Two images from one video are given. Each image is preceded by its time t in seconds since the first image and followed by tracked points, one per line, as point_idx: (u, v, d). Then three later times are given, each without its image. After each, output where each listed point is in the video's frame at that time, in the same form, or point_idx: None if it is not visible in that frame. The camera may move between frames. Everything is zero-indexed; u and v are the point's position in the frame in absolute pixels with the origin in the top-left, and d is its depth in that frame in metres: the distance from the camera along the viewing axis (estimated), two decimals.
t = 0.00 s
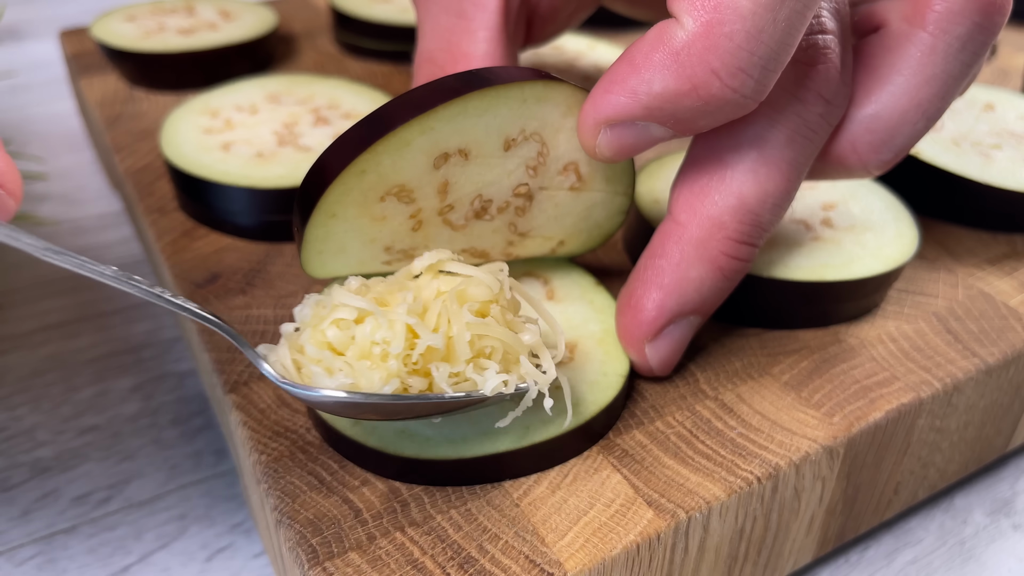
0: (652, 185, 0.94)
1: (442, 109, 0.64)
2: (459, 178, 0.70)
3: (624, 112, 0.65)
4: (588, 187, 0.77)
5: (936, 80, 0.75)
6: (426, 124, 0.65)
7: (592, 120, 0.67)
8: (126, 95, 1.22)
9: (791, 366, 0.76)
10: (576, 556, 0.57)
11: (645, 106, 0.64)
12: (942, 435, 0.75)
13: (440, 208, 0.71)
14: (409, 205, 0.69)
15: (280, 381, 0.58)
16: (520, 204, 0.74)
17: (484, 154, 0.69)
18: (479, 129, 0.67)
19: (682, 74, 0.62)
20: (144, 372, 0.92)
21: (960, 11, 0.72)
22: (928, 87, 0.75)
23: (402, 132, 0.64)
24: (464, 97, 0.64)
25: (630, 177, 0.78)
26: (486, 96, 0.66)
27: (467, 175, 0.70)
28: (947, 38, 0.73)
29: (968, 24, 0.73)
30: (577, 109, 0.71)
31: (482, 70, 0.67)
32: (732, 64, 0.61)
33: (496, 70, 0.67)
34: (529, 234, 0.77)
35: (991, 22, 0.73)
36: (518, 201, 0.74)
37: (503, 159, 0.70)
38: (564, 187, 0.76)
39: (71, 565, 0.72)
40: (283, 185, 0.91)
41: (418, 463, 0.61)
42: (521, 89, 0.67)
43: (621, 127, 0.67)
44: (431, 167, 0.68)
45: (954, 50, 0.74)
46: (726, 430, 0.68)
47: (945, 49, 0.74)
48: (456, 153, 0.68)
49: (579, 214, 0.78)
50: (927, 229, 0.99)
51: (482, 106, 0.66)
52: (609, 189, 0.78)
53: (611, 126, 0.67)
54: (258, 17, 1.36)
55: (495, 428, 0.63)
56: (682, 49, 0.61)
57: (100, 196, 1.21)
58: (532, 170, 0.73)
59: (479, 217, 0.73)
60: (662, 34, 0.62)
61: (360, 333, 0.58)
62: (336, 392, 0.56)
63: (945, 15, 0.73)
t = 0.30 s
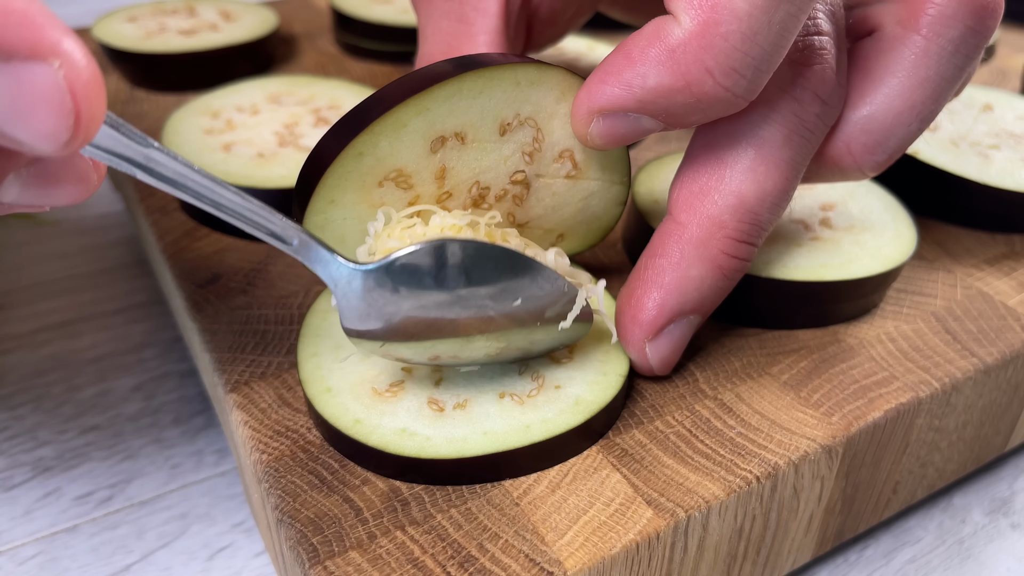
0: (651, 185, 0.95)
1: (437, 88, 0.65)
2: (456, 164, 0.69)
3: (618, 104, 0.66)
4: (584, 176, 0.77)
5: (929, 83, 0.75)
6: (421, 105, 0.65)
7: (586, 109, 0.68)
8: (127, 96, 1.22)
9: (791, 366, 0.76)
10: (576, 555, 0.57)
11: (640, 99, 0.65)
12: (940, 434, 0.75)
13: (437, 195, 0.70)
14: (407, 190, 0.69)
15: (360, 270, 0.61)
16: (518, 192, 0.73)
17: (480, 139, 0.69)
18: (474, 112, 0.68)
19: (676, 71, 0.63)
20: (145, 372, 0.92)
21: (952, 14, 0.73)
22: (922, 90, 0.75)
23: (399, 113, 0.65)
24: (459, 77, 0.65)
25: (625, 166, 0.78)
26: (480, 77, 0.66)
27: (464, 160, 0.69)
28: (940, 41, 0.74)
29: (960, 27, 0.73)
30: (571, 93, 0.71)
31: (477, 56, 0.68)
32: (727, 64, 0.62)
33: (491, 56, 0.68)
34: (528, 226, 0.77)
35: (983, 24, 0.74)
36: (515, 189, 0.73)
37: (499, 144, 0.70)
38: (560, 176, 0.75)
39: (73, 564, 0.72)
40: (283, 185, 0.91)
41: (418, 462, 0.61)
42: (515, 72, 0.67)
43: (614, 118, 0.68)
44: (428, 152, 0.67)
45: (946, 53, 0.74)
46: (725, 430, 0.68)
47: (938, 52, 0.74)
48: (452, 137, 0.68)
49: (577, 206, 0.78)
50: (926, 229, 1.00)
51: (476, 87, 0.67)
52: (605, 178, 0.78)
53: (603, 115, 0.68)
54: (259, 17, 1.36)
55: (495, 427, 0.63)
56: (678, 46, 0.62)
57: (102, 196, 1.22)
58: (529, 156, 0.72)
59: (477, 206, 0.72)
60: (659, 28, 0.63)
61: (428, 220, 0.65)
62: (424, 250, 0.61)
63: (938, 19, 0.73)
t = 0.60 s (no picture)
0: (651, 185, 0.95)
1: (436, 82, 0.65)
2: (455, 158, 0.69)
3: (614, 102, 0.66)
4: (582, 171, 0.77)
5: (927, 83, 0.75)
6: (420, 98, 0.65)
7: (583, 106, 0.68)
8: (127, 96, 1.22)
9: (791, 365, 0.76)
10: (576, 554, 0.57)
11: (635, 98, 0.65)
12: (940, 434, 0.75)
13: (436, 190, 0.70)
14: (406, 185, 0.68)
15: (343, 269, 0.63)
16: (517, 187, 0.74)
17: (479, 133, 0.69)
18: (472, 106, 0.68)
19: (672, 71, 0.63)
20: (145, 372, 0.93)
21: (949, 15, 0.73)
22: (920, 90, 0.75)
23: (397, 107, 0.64)
24: (457, 70, 0.65)
25: (623, 161, 0.78)
26: (478, 70, 0.66)
27: (462, 155, 0.70)
28: (937, 42, 0.74)
29: (957, 28, 0.73)
30: (568, 89, 0.71)
31: (475, 52, 0.68)
32: (722, 65, 0.62)
33: (489, 53, 0.68)
34: (527, 222, 0.77)
35: (980, 25, 0.74)
36: (514, 184, 0.74)
37: (498, 139, 0.71)
38: (559, 171, 0.75)
39: (73, 564, 0.72)
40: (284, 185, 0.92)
41: (418, 462, 0.61)
42: (512, 66, 0.68)
43: (610, 115, 0.68)
44: (427, 146, 0.67)
45: (944, 54, 0.74)
46: (725, 429, 0.68)
47: (936, 53, 0.74)
48: (451, 131, 0.68)
49: (576, 201, 0.79)
50: (926, 229, 1.00)
51: (474, 81, 0.67)
52: (603, 174, 0.78)
53: (599, 112, 0.68)
54: (260, 18, 1.36)
55: (495, 427, 0.63)
56: (674, 47, 0.62)
57: (102, 196, 1.22)
58: (527, 151, 0.72)
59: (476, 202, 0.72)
60: (655, 28, 0.63)
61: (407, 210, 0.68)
62: (410, 245, 0.63)
63: (936, 19, 0.73)
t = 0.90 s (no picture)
0: (651, 185, 0.95)
1: (433, 82, 0.65)
2: (454, 158, 0.69)
3: (611, 103, 0.66)
4: (581, 170, 0.77)
5: (926, 83, 0.75)
6: (418, 98, 0.65)
7: (580, 107, 0.68)
8: (127, 96, 1.22)
9: (791, 366, 0.76)
10: (576, 555, 0.57)
11: (633, 99, 0.65)
12: (940, 434, 0.75)
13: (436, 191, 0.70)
14: (405, 186, 0.68)
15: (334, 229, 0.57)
16: (516, 187, 0.74)
17: (477, 133, 0.69)
18: (470, 106, 0.68)
19: (669, 73, 0.63)
20: (145, 372, 0.93)
21: (949, 15, 0.73)
22: (919, 91, 0.75)
23: (395, 106, 0.64)
24: (454, 70, 0.65)
25: (622, 161, 0.78)
26: (476, 70, 0.66)
27: (460, 155, 0.69)
28: (936, 43, 0.74)
29: (956, 29, 0.73)
30: (566, 88, 0.71)
31: (474, 52, 0.68)
32: (720, 67, 0.62)
33: (488, 52, 0.68)
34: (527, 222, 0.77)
35: (978, 26, 0.74)
36: (513, 184, 0.73)
37: (496, 139, 0.70)
38: (558, 171, 0.75)
39: (73, 564, 0.72)
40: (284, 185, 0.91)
41: (418, 463, 0.61)
42: (510, 65, 0.68)
43: (608, 116, 0.68)
44: (425, 146, 0.67)
45: (943, 54, 0.74)
46: (725, 430, 0.68)
47: (935, 53, 0.74)
48: (449, 130, 0.68)
49: (576, 200, 0.78)
50: (926, 229, 1.00)
51: (472, 81, 0.67)
52: (602, 173, 0.78)
53: (595, 112, 0.68)
54: (259, 18, 1.36)
55: (495, 427, 0.63)
56: (672, 48, 0.62)
57: (102, 196, 1.22)
58: (525, 151, 0.72)
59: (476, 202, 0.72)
60: (654, 28, 0.63)
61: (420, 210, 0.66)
62: (408, 215, 0.57)
63: (936, 20, 0.73)
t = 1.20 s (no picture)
0: (651, 185, 0.95)
1: (432, 83, 0.65)
2: (453, 159, 0.69)
3: (610, 103, 0.66)
4: (581, 170, 0.76)
5: (927, 83, 0.75)
6: (417, 99, 0.65)
7: (579, 107, 0.68)
8: (126, 96, 1.22)
9: (792, 366, 0.76)
10: (576, 555, 0.57)
11: (632, 100, 0.65)
12: (941, 435, 0.75)
13: (435, 192, 0.69)
14: (405, 188, 0.68)
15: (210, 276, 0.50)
16: (516, 187, 0.73)
17: (476, 134, 0.69)
18: (469, 106, 0.68)
19: (668, 73, 0.63)
20: (144, 372, 0.92)
21: (949, 15, 0.73)
22: (920, 91, 0.75)
23: (394, 108, 0.64)
24: (453, 71, 0.65)
25: (622, 160, 0.78)
26: (475, 70, 0.66)
27: (460, 155, 0.69)
28: (936, 42, 0.74)
29: (957, 28, 0.73)
30: (565, 88, 0.71)
31: (472, 51, 0.68)
32: (719, 66, 0.62)
33: (486, 52, 0.68)
34: (527, 222, 0.76)
35: (979, 26, 0.74)
36: (513, 184, 0.73)
37: (495, 139, 0.70)
38: (558, 170, 0.75)
39: (72, 565, 0.72)
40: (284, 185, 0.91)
41: (417, 463, 0.61)
42: (509, 66, 0.68)
43: (607, 116, 0.67)
44: (425, 147, 0.67)
45: (943, 54, 0.74)
46: (726, 430, 0.68)
47: (935, 53, 0.74)
48: (448, 131, 0.68)
49: (576, 201, 0.78)
50: (927, 229, 1.00)
51: (471, 81, 0.67)
52: (602, 173, 0.78)
53: (595, 113, 0.68)
54: (259, 17, 1.36)
55: (495, 428, 0.63)
56: (671, 48, 0.62)
57: (101, 196, 1.22)
58: (525, 151, 0.72)
59: (476, 203, 0.72)
60: (653, 28, 0.63)
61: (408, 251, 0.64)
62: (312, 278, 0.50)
63: (936, 19, 0.73)
